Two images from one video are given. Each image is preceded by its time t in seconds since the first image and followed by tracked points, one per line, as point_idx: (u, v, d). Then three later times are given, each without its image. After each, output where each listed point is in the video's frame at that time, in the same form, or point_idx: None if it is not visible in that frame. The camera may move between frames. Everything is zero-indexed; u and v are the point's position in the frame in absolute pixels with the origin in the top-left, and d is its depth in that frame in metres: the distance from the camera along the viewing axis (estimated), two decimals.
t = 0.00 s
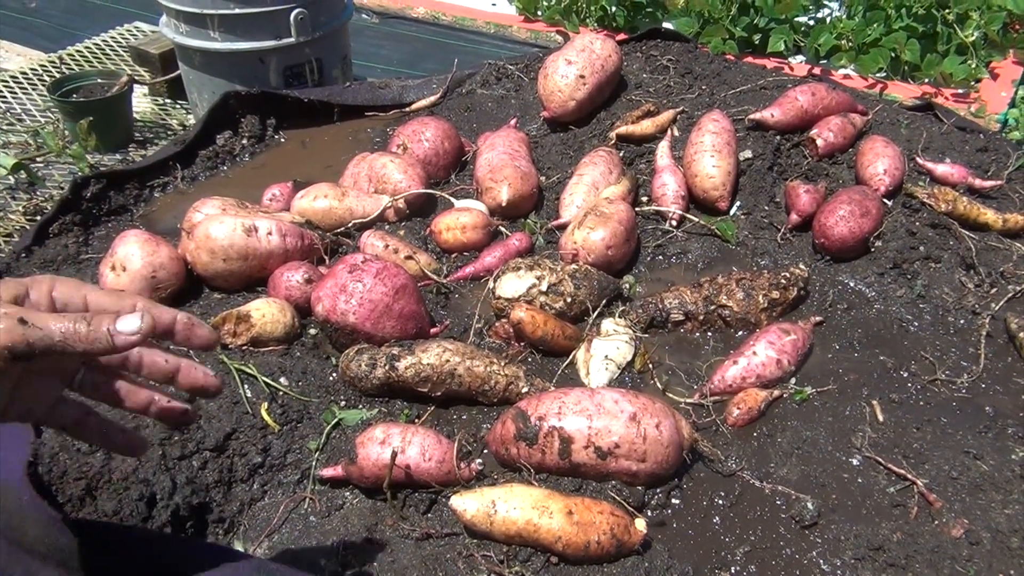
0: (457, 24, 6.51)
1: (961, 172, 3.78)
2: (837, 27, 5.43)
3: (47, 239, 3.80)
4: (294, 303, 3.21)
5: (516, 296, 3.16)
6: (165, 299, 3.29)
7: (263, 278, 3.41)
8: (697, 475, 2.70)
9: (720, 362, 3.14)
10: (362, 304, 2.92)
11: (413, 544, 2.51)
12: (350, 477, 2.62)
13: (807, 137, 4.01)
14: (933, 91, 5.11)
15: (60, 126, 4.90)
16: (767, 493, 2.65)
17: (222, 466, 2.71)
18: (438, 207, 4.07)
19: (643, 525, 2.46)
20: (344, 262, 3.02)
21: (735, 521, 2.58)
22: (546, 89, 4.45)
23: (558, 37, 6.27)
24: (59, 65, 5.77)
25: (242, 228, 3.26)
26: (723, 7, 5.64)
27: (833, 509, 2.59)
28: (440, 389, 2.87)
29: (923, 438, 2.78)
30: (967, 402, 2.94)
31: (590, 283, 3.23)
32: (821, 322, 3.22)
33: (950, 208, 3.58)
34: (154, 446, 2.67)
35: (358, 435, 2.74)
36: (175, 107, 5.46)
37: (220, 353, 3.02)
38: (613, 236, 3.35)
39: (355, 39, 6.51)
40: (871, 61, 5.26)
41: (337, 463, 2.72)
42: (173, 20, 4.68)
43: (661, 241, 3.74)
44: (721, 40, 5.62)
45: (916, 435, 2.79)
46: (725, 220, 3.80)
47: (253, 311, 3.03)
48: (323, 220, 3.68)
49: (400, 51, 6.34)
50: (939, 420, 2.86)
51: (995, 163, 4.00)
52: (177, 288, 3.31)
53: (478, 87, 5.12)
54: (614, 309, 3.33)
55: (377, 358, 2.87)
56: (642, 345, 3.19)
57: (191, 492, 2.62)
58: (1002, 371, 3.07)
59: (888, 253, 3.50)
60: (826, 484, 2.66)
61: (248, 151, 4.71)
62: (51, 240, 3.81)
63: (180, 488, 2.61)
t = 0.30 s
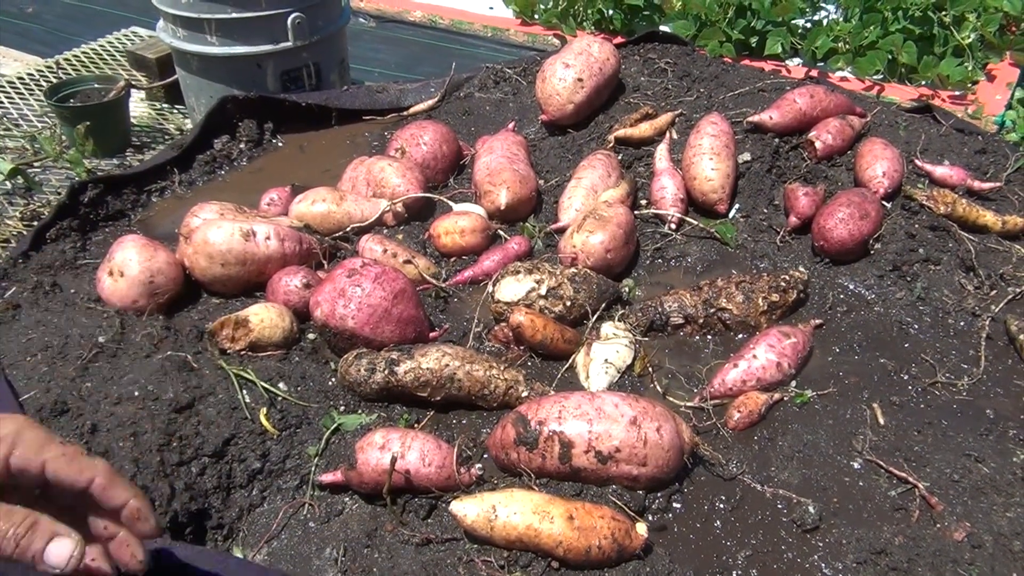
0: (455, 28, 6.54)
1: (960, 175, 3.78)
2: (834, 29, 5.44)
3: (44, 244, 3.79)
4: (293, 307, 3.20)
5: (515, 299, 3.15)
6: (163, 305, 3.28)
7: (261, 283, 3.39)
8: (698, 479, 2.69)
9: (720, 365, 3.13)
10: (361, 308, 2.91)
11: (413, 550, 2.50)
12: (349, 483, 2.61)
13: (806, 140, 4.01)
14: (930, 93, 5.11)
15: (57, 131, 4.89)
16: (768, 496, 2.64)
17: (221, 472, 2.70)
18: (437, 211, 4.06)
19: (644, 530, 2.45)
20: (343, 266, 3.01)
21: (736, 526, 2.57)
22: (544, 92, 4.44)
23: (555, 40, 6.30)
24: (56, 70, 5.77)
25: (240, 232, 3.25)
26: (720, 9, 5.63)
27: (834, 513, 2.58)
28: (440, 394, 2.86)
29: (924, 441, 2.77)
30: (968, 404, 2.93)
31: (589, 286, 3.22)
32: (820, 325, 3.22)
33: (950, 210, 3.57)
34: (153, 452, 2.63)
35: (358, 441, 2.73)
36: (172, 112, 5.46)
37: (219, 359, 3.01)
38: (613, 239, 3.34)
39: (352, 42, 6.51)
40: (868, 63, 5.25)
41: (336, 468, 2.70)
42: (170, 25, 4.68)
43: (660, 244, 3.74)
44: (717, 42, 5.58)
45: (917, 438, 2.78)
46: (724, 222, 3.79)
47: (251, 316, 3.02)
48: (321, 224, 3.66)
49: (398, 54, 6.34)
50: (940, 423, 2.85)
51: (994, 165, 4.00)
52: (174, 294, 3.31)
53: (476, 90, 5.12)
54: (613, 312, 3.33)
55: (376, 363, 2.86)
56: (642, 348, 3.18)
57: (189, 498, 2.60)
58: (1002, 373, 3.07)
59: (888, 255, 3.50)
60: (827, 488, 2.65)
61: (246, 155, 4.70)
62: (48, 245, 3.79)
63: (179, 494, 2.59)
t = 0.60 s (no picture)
0: (453, 30, 6.55)
1: (960, 176, 3.78)
2: (832, 31, 5.43)
3: (42, 248, 3.77)
4: (293, 311, 3.18)
5: (516, 303, 3.13)
6: (162, 309, 3.27)
7: (260, 286, 3.38)
8: (701, 483, 2.68)
9: (722, 368, 3.12)
10: (361, 312, 2.90)
11: (414, 555, 2.49)
12: (350, 488, 2.60)
13: (806, 142, 4.00)
14: (928, 95, 5.12)
15: (54, 134, 4.87)
16: (771, 500, 2.63)
17: (221, 477, 2.68)
18: (437, 214, 4.05)
19: (647, 534, 2.44)
20: (342, 270, 3.00)
21: (740, 529, 2.56)
22: (543, 94, 4.43)
23: (553, 43, 6.35)
24: (54, 73, 5.75)
25: (239, 236, 3.24)
26: (718, 11, 5.61)
27: (838, 517, 2.57)
28: (441, 398, 2.84)
29: (927, 444, 2.76)
30: (971, 407, 2.92)
31: (590, 289, 3.21)
32: (822, 327, 3.21)
33: (952, 212, 3.55)
34: (153, 458, 2.62)
35: (358, 445, 2.72)
36: (170, 115, 5.44)
37: (219, 363, 2.99)
38: (613, 242, 3.33)
39: (351, 45, 6.49)
40: (866, 64, 5.24)
41: (337, 473, 2.69)
42: (167, 28, 4.66)
43: (661, 247, 3.72)
44: (715, 44, 5.56)
45: (920, 441, 2.77)
46: (725, 225, 3.78)
47: (251, 320, 3.00)
48: (321, 227, 3.65)
49: (396, 57, 6.32)
50: (943, 426, 2.84)
51: (994, 166, 3.99)
52: (173, 298, 3.29)
53: (475, 92, 5.11)
54: (614, 315, 3.31)
55: (376, 367, 2.84)
56: (643, 351, 3.17)
57: (189, 504, 2.59)
58: (1004, 375, 3.06)
59: (889, 257, 3.49)
60: (830, 491, 2.64)
61: (244, 159, 4.69)
62: (46, 249, 3.78)
63: (180, 500, 2.58)
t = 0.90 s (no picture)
0: (452, 30, 6.55)
1: (960, 178, 3.77)
2: (831, 32, 5.42)
3: (39, 249, 3.75)
4: (291, 312, 3.17)
5: (515, 304, 3.12)
6: (160, 310, 3.25)
7: (258, 287, 3.37)
8: (701, 485, 2.67)
9: (721, 370, 3.11)
10: (359, 313, 2.89)
11: (413, 557, 2.48)
12: (349, 490, 2.59)
13: (805, 143, 4.00)
14: (926, 96, 5.12)
15: (52, 135, 4.86)
16: (771, 503, 2.62)
17: (219, 479, 2.67)
18: (435, 215, 4.04)
19: (646, 537, 2.43)
20: (341, 271, 2.99)
21: (739, 532, 2.55)
22: (542, 95, 4.42)
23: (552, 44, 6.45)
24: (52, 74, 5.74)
25: (238, 237, 3.23)
26: (717, 12, 5.60)
27: (837, 520, 2.56)
28: (439, 400, 2.83)
29: (926, 446, 2.75)
30: (970, 409, 2.92)
31: (589, 291, 3.21)
32: (822, 329, 3.20)
33: (951, 213, 3.56)
34: (150, 459, 2.61)
35: (357, 447, 2.71)
36: (168, 116, 5.43)
37: (216, 365, 2.98)
38: (612, 243, 3.32)
39: (349, 45, 6.48)
40: (865, 66, 5.24)
41: (335, 475, 2.68)
42: (166, 29, 4.65)
43: (660, 248, 3.72)
44: (714, 45, 5.56)
45: (919, 443, 2.77)
46: (724, 226, 3.78)
47: (249, 321, 2.99)
48: (319, 228, 3.64)
49: (394, 58, 6.32)
50: (942, 428, 2.84)
51: (993, 168, 3.99)
52: (171, 299, 3.27)
53: (474, 93, 5.10)
54: (613, 317, 3.31)
55: (375, 369, 2.83)
56: (642, 353, 3.16)
57: (187, 506, 2.58)
58: (1004, 377, 3.06)
59: (889, 259, 3.48)
60: (830, 494, 2.63)
61: (242, 159, 4.68)
62: (43, 250, 3.76)
63: (178, 502, 2.57)
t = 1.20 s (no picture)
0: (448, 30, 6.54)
1: (955, 177, 3.78)
2: (827, 32, 5.42)
3: (34, 249, 3.75)
4: (286, 312, 3.17)
5: (510, 304, 3.13)
6: (155, 310, 3.25)
7: (253, 287, 3.36)
8: (696, 485, 2.67)
9: (716, 370, 3.11)
10: (354, 313, 2.89)
11: (407, 557, 2.48)
12: (343, 490, 2.58)
13: (801, 142, 4.00)
14: (923, 96, 5.11)
15: (47, 134, 4.85)
16: (765, 502, 2.62)
17: (213, 479, 2.67)
18: (431, 214, 4.04)
19: (641, 537, 2.43)
20: (336, 271, 2.99)
21: (734, 531, 2.55)
22: (538, 95, 4.42)
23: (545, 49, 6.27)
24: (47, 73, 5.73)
25: (232, 237, 3.22)
26: (713, 12, 5.61)
27: (832, 520, 2.56)
28: (434, 400, 2.83)
29: (921, 446, 2.75)
30: (965, 408, 2.92)
31: (585, 291, 3.20)
32: (817, 328, 3.20)
33: (946, 213, 3.57)
34: (144, 460, 2.61)
35: (351, 447, 2.71)
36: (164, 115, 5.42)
37: (211, 365, 2.98)
38: (608, 243, 3.32)
39: (346, 45, 6.48)
40: (861, 66, 5.25)
41: (330, 476, 2.67)
42: (161, 28, 4.64)
43: (655, 248, 3.72)
44: (711, 45, 5.57)
45: (914, 442, 2.77)
46: (720, 226, 3.78)
47: (243, 322, 2.98)
48: (315, 228, 3.63)
49: (391, 57, 6.31)
50: (937, 427, 2.84)
51: (989, 167, 3.99)
52: (166, 299, 3.27)
53: (470, 93, 5.10)
54: (609, 317, 3.30)
55: (370, 369, 2.83)
56: (638, 352, 3.16)
57: (181, 506, 2.57)
58: (999, 377, 3.06)
59: (884, 259, 3.49)
60: (825, 493, 2.63)
61: (238, 159, 4.68)
62: (37, 250, 3.75)
63: (172, 502, 2.56)
